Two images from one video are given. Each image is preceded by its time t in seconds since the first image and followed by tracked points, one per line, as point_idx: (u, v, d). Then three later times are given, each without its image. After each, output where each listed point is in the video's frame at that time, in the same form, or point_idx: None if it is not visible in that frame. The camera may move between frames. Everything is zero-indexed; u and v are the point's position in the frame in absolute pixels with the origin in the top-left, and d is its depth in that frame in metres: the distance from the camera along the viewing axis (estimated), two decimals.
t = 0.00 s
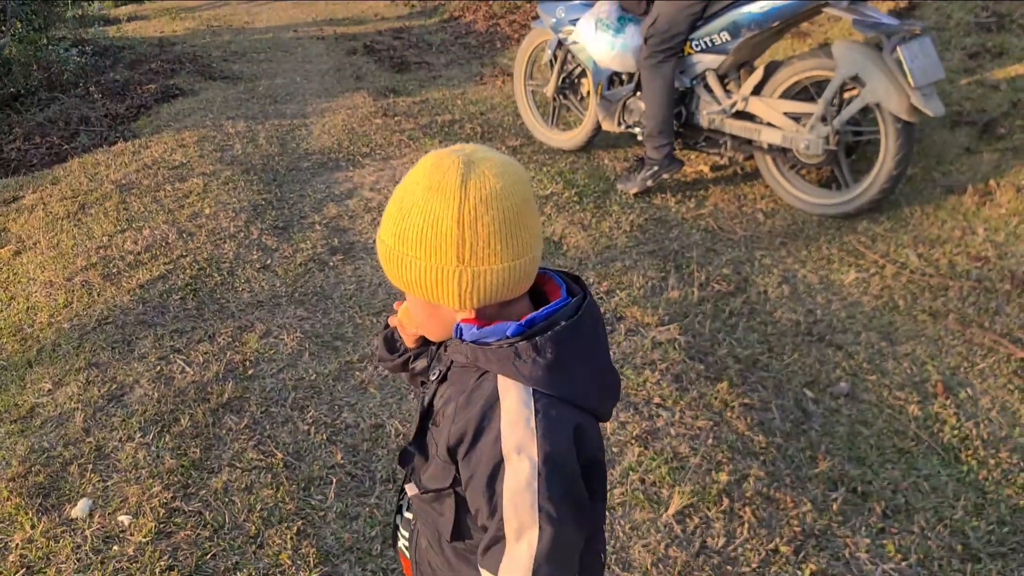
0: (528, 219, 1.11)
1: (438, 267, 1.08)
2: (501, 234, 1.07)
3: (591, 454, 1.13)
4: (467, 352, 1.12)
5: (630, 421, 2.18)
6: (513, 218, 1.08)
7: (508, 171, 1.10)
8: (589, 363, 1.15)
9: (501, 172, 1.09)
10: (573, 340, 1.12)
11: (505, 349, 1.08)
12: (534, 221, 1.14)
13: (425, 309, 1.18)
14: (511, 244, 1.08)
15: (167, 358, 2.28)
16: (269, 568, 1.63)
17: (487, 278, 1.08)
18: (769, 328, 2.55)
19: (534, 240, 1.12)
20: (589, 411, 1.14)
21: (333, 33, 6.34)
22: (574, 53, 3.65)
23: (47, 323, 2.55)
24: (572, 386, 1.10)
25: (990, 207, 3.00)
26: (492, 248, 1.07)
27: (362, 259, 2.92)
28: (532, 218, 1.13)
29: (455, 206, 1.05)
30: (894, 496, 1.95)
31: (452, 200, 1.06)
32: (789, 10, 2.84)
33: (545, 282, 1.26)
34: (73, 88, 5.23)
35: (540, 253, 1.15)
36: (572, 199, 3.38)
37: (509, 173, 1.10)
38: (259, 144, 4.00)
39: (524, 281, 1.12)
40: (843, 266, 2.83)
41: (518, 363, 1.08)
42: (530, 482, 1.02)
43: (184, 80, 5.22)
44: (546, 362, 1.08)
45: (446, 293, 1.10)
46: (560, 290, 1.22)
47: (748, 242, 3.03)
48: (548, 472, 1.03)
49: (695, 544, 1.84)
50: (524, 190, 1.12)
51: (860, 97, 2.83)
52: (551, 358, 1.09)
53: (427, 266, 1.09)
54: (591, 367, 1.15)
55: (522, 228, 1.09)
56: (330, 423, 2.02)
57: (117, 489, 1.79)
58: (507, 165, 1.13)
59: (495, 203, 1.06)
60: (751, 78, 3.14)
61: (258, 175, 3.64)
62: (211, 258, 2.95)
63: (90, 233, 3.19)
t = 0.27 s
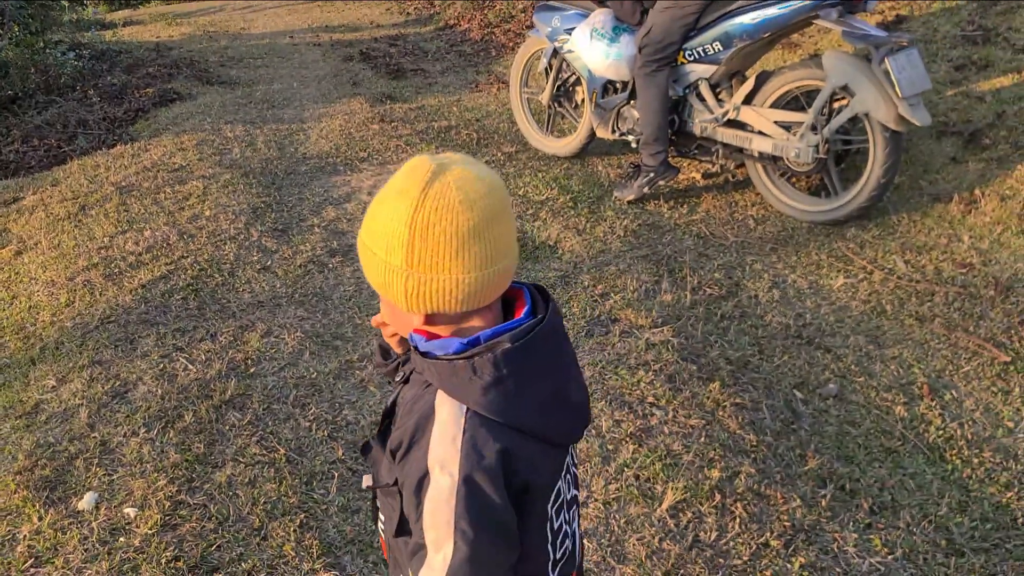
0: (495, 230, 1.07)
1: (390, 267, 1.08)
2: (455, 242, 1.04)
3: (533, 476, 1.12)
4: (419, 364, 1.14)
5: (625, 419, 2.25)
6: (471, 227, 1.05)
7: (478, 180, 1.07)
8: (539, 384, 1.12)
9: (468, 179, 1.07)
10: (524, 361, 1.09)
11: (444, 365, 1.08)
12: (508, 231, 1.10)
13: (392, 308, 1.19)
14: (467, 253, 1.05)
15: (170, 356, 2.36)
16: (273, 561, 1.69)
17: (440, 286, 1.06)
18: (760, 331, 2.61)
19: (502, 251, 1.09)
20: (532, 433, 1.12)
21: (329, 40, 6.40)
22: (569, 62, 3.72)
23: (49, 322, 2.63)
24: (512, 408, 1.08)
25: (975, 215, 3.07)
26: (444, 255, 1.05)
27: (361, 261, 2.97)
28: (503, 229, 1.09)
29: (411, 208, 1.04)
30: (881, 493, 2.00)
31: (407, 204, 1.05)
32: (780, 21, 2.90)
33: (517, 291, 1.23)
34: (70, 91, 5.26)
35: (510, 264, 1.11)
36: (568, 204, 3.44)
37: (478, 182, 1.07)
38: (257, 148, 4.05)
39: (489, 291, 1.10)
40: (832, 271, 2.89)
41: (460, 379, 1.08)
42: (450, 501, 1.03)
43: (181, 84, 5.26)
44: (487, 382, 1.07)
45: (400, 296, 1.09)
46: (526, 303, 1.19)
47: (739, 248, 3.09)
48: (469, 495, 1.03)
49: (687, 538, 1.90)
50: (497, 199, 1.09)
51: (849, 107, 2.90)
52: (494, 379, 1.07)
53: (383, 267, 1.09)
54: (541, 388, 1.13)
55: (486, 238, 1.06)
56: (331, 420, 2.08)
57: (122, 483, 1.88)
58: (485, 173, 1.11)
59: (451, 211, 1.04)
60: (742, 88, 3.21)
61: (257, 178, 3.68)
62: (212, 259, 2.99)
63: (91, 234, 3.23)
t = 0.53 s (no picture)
0: (464, 232, 1.03)
1: (351, 258, 1.07)
2: (417, 242, 1.01)
3: (487, 478, 1.11)
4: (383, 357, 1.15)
5: (623, 417, 2.31)
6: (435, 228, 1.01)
7: (452, 179, 1.03)
8: (498, 388, 1.10)
9: (443, 176, 1.03)
10: (482, 363, 1.08)
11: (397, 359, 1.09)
12: (480, 236, 1.06)
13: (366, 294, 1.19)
14: (428, 254, 1.02)
15: (173, 354, 2.47)
16: (278, 552, 1.78)
17: (398, 285, 1.04)
18: (755, 332, 2.65)
19: (470, 256, 1.05)
20: (488, 436, 1.11)
21: (326, 44, 6.43)
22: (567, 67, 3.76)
23: (52, 319, 2.70)
24: (465, 409, 1.07)
25: (966, 220, 3.12)
26: (405, 253, 1.02)
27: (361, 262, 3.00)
28: (475, 234, 1.05)
29: (374, 203, 1.02)
30: (874, 490, 2.04)
31: (375, 194, 1.02)
32: (775, 28, 2.93)
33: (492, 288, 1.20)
34: (69, 92, 5.27)
35: (479, 269, 1.07)
36: (565, 207, 3.47)
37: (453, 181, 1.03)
38: (256, 150, 4.07)
39: (451, 294, 1.06)
40: (826, 274, 2.93)
41: (415, 376, 1.07)
42: (395, 495, 1.05)
43: (179, 87, 5.29)
44: (442, 384, 1.06)
45: (358, 286, 1.08)
46: (496, 300, 1.17)
47: (734, 251, 3.14)
48: (413, 491, 1.04)
49: (685, 532, 1.94)
50: (473, 201, 1.05)
51: (843, 112, 2.94)
52: (450, 381, 1.06)
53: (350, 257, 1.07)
54: (501, 390, 1.11)
55: (452, 241, 1.03)
56: (333, 416, 2.18)
57: (128, 476, 1.99)
58: (466, 172, 1.07)
59: (416, 209, 1.00)
60: (738, 94, 3.25)
61: (256, 180, 3.71)
62: (213, 258, 3.02)
63: (93, 234, 3.25)
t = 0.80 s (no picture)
0: (472, 236, 1.05)
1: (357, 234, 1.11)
2: (427, 232, 1.02)
3: (444, 459, 1.09)
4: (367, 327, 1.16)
5: (624, 416, 2.33)
6: (449, 223, 1.03)
7: (476, 183, 1.05)
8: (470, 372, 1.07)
9: (468, 176, 1.05)
10: (451, 346, 1.05)
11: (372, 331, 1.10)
12: (489, 242, 1.08)
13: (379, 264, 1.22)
14: (435, 247, 1.03)
15: (178, 351, 2.50)
16: (283, 546, 1.82)
17: (382, 270, 1.07)
18: (754, 334, 2.67)
19: (475, 258, 1.06)
20: (451, 418, 1.08)
21: (326, 47, 6.46)
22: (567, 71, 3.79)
23: (57, 317, 2.71)
24: (428, 388, 1.05)
25: (964, 223, 3.14)
26: (413, 241, 1.03)
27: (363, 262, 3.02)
28: (484, 239, 1.07)
29: (379, 188, 1.05)
30: (873, 488, 2.06)
31: (400, 175, 1.03)
32: (775, 33, 2.96)
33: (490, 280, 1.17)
34: (70, 94, 5.29)
35: (480, 273, 1.08)
36: (565, 209, 3.50)
37: (475, 185, 1.05)
38: (258, 152, 4.09)
39: (447, 289, 1.07)
40: (825, 277, 2.96)
41: (383, 349, 1.07)
42: (351, 458, 1.07)
43: (180, 89, 5.30)
44: (409, 361, 1.05)
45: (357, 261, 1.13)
46: (484, 291, 1.13)
47: (733, 253, 3.16)
48: (367, 457, 1.06)
49: (686, 529, 1.97)
50: (488, 209, 1.07)
51: (841, 117, 2.97)
52: (417, 359, 1.04)
53: (360, 238, 1.09)
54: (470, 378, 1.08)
55: (461, 239, 1.04)
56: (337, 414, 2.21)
57: (135, 472, 2.03)
58: (488, 182, 1.09)
59: (434, 200, 1.02)
60: (738, 98, 3.28)
61: (258, 181, 3.73)
62: (216, 258, 3.04)
63: (96, 233, 3.27)
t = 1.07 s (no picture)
0: (473, 217, 1.07)
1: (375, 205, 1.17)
2: (427, 209, 1.06)
3: (405, 424, 1.12)
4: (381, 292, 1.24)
5: (624, 421, 2.34)
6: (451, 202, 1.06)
7: (481, 170, 1.09)
8: (443, 350, 1.09)
9: (474, 163, 1.09)
10: (431, 320, 1.09)
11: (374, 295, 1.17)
12: (490, 228, 1.10)
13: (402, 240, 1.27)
14: (434, 225, 1.06)
15: (180, 355, 2.51)
16: (286, 549, 1.84)
17: (386, 241, 1.12)
18: (754, 341, 2.68)
19: (474, 240, 1.08)
20: (418, 389, 1.11)
21: (327, 54, 6.48)
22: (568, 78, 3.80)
23: (60, 322, 2.72)
24: (404, 355, 1.10)
25: (963, 232, 3.16)
26: (415, 219, 1.07)
27: (364, 267, 3.03)
28: (485, 223, 1.09)
29: (395, 163, 1.10)
30: (872, 495, 2.07)
31: (411, 155, 1.08)
32: (776, 42, 2.97)
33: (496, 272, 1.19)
34: (72, 99, 5.30)
35: (480, 256, 1.10)
36: (566, 216, 3.52)
37: (482, 172, 1.09)
38: (259, 157, 4.11)
39: (445, 267, 1.09)
40: (824, 285, 2.97)
41: (377, 312, 1.14)
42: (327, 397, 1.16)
43: (182, 95, 5.32)
44: (392, 326, 1.10)
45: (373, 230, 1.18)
46: (482, 282, 1.15)
47: (733, 260, 3.18)
48: (338, 399, 1.14)
49: (686, 535, 1.98)
50: (492, 197, 1.09)
51: (841, 125, 2.99)
52: (399, 325, 1.10)
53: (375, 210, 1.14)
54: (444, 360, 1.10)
55: (461, 219, 1.07)
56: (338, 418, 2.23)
57: (138, 475, 2.04)
58: (496, 174, 1.13)
59: (438, 179, 1.06)
60: (737, 106, 3.30)
61: (260, 186, 3.74)
62: (218, 263, 3.05)
63: (98, 238, 3.28)
